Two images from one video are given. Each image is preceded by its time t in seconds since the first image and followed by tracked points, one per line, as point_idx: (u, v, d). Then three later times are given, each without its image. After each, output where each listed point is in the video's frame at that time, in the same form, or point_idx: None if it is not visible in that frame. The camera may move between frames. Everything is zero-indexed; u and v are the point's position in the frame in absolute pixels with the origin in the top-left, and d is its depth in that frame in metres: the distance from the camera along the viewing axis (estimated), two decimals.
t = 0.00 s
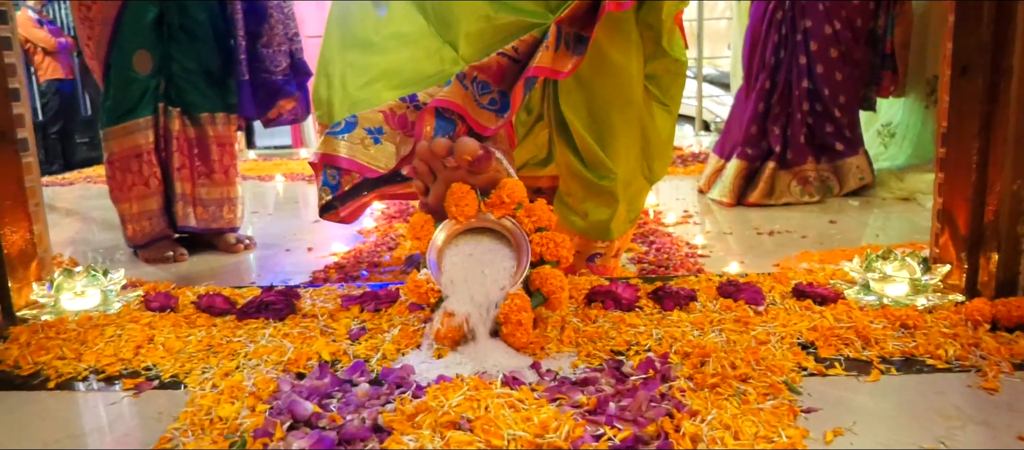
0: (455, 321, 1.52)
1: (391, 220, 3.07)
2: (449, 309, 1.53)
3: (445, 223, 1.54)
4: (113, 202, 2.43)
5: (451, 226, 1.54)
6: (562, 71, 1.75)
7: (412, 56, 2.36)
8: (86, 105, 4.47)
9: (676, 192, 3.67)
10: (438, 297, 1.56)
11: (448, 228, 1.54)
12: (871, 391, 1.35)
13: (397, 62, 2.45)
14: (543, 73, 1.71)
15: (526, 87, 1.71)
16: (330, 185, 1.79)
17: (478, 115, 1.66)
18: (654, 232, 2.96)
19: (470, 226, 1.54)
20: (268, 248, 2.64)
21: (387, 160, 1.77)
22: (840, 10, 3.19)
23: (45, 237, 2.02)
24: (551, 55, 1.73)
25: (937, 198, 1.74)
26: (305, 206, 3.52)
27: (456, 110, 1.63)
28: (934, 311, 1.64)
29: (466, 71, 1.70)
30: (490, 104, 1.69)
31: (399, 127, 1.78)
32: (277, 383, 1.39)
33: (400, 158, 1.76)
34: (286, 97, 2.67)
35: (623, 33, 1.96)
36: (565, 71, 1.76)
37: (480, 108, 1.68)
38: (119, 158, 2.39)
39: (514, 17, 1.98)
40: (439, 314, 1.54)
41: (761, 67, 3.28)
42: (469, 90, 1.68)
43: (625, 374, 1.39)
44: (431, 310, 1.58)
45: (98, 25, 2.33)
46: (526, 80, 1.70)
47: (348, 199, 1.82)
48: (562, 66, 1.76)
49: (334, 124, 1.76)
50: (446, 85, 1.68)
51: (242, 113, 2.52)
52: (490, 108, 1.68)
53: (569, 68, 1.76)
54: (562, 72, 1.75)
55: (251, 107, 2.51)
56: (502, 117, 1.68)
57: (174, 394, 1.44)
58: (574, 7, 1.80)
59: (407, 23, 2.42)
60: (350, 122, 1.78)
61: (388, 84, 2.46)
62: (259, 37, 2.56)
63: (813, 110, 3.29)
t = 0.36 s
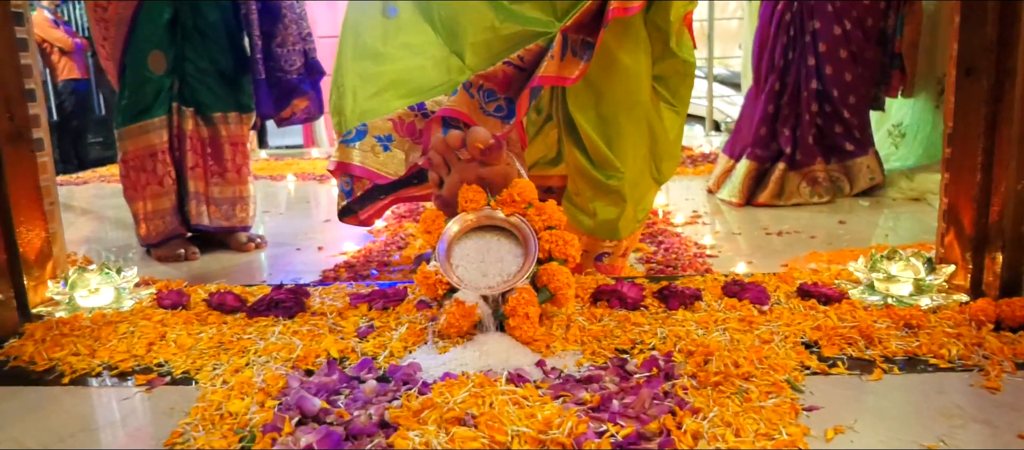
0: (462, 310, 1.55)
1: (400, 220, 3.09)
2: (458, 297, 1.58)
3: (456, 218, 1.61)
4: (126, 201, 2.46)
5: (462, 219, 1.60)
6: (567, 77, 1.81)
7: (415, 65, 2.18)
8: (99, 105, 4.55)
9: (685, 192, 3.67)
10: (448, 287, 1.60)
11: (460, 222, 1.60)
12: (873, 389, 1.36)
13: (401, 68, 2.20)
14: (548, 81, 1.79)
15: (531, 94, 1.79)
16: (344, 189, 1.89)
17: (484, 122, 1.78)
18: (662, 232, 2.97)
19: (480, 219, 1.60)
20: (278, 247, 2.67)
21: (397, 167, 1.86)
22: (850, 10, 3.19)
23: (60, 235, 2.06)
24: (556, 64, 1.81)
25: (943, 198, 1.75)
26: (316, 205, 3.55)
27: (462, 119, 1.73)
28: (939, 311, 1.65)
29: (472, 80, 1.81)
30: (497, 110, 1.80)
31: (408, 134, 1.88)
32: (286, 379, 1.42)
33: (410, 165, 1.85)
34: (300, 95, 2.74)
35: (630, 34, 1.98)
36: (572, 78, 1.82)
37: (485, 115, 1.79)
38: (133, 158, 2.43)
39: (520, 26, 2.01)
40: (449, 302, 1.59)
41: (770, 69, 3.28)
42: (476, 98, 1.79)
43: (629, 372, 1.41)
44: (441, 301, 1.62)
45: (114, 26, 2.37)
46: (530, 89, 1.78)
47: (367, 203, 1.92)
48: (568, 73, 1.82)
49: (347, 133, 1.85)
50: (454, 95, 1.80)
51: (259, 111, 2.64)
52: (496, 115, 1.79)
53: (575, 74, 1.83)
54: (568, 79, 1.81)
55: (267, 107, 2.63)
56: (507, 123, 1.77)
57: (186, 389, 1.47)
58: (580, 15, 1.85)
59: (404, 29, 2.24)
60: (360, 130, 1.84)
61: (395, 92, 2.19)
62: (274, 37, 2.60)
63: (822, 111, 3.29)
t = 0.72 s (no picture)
0: (468, 311, 1.57)
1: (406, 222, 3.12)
2: (463, 298, 1.60)
3: (462, 221, 1.65)
4: (136, 203, 2.49)
5: (467, 222, 1.64)
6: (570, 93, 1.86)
7: (418, 78, 2.09)
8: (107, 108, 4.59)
9: (689, 195, 3.69)
10: (453, 290, 1.62)
11: (465, 225, 1.64)
12: (872, 391, 1.38)
13: (405, 81, 2.10)
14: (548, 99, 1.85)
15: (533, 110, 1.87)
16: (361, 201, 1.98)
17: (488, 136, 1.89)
18: (667, 235, 2.99)
19: (485, 223, 1.64)
20: (284, 249, 2.70)
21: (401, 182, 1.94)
22: (853, 14, 3.20)
23: (72, 236, 2.09)
24: (558, 80, 1.86)
25: (944, 202, 1.76)
26: (322, 208, 3.58)
27: (462, 136, 1.88)
28: (939, 313, 1.66)
29: (475, 97, 1.92)
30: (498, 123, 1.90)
31: (415, 150, 1.95)
32: (294, 379, 1.44)
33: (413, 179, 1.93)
34: (309, 98, 2.81)
35: (635, 39, 2.00)
36: (576, 91, 1.86)
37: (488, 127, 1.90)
38: (142, 160, 2.46)
39: (521, 43, 1.98)
40: (454, 304, 1.60)
41: (771, 73, 3.31)
42: (480, 115, 1.91)
43: (632, 374, 1.43)
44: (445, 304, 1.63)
45: (124, 29, 2.41)
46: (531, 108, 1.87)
47: (391, 208, 1.98)
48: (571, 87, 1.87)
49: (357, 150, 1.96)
50: (456, 111, 1.92)
51: (269, 113, 2.69)
52: (499, 128, 1.90)
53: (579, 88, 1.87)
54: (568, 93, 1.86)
55: (277, 108, 2.67)
56: (510, 137, 1.88)
57: (195, 389, 1.49)
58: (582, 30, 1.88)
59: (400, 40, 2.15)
60: (369, 147, 1.96)
61: (404, 107, 2.07)
62: (282, 40, 2.64)
63: (825, 115, 3.30)
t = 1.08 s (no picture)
0: (470, 311, 1.60)
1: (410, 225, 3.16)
2: (467, 299, 1.63)
3: (464, 223, 1.69)
4: (142, 206, 2.53)
5: (469, 224, 1.69)
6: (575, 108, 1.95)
7: (426, 97, 2.06)
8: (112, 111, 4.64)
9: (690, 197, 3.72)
10: (456, 290, 1.65)
11: (467, 226, 1.69)
12: (865, 389, 1.41)
13: (413, 102, 2.07)
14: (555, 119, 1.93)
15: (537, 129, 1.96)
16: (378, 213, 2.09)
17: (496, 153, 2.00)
18: (669, 236, 3.03)
19: (486, 224, 1.68)
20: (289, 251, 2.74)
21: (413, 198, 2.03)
22: (855, 16, 3.24)
23: (82, 238, 2.13)
24: (563, 98, 1.95)
25: (939, 204, 1.79)
26: (327, 210, 3.62)
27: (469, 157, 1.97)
28: (933, 313, 1.70)
29: (481, 118, 2.00)
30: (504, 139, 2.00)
31: (428, 169, 2.03)
32: (301, 378, 1.48)
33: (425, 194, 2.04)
34: (312, 100, 2.79)
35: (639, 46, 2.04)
36: (580, 106, 1.96)
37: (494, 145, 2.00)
38: (149, 164, 2.50)
39: (527, 68, 2.00)
40: (457, 304, 1.64)
41: (776, 72, 3.34)
42: (486, 134, 2.00)
43: (630, 372, 1.47)
44: (449, 304, 1.67)
45: (131, 34, 2.43)
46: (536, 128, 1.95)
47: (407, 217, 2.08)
48: (576, 101, 1.96)
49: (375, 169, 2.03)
50: (464, 132, 2.02)
51: (274, 116, 2.69)
52: (506, 144, 2.00)
53: (583, 103, 1.96)
54: (572, 108, 1.95)
55: (281, 110, 2.67)
56: (516, 154, 1.99)
57: (205, 387, 1.53)
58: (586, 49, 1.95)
59: (403, 60, 2.11)
60: (386, 166, 2.04)
61: (416, 128, 2.05)
62: (287, 43, 2.65)
63: (829, 116, 3.35)
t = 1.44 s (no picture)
0: (465, 305, 1.64)
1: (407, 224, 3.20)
2: (460, 293, 1.67)
3: (459, 219, 1.74)
4: (142, 206, 2.56)
5: (464, 220, 1.74)
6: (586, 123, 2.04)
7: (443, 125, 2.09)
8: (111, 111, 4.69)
9: (685, 195, 3.76)
10: (450, 287, 1.70)
11: (462, 222, 1.74)
12: (848, 379, 1.45)
13: (434, 129, 2.10)
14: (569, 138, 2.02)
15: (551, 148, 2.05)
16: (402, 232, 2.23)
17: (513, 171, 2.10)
18: (664, 234, 3.07)
19: (479, 219, 1.73)
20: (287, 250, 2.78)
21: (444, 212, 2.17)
22: (849, 15, 3.28)
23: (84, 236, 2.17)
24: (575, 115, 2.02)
25: (925, 200, 1.83)
26: (325, 209, 3.65)
27: (490, 180, 2.07)
28: (917, 307, 1.73)
29: (498, 140, 2.07)
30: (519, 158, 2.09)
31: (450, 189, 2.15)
32: (299, 371, 1.52)
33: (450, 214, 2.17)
34: (310, 100, 2.90)
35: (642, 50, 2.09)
36: (591, 119, 2.04)
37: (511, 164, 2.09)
38: (148, 164, 2.53)
39: (539, 91, 2.03)
40: (452, 298, 1.68)
41: (773, 71, 3.38)
42: (505, 153, 2.08)
43: (620, 364, 1.50)
44: (443, 299, 1.71)
45: (129, 34, 2.47)
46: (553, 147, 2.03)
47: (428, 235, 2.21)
48: (586, 115, 2.04)
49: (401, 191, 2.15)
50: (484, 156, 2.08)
51: (269, 115, 2.75)
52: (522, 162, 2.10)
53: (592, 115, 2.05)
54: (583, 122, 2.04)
55: (279, 110, 2.74)
56: (533, 170, 2.09)
57: (205, 381, 1.57)
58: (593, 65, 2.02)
59: (416, 87, 2.14)
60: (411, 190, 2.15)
61: (438, 155, 2.11)
62: (283, 43, 2.72)
63: (825, 114, 3.37)
